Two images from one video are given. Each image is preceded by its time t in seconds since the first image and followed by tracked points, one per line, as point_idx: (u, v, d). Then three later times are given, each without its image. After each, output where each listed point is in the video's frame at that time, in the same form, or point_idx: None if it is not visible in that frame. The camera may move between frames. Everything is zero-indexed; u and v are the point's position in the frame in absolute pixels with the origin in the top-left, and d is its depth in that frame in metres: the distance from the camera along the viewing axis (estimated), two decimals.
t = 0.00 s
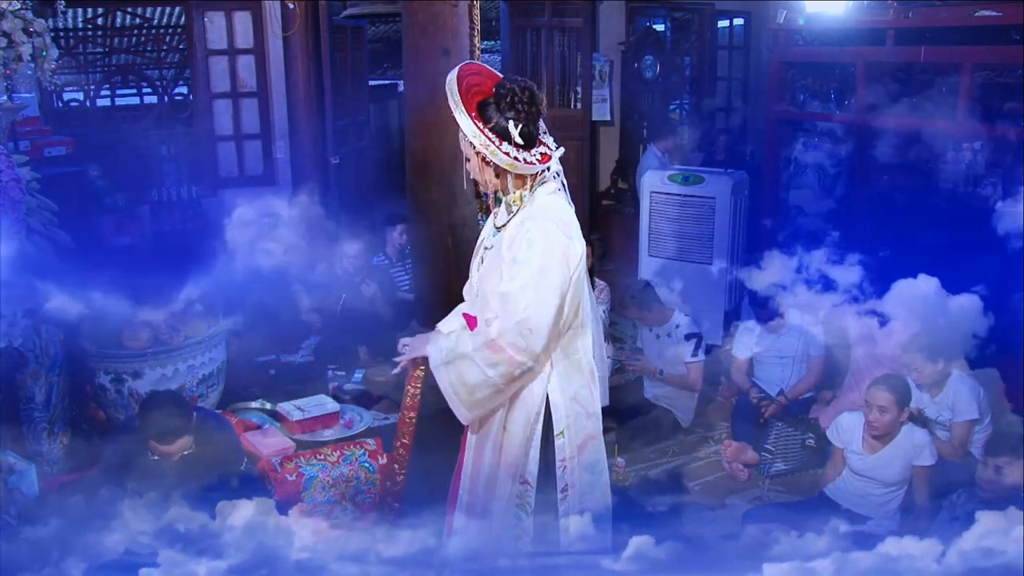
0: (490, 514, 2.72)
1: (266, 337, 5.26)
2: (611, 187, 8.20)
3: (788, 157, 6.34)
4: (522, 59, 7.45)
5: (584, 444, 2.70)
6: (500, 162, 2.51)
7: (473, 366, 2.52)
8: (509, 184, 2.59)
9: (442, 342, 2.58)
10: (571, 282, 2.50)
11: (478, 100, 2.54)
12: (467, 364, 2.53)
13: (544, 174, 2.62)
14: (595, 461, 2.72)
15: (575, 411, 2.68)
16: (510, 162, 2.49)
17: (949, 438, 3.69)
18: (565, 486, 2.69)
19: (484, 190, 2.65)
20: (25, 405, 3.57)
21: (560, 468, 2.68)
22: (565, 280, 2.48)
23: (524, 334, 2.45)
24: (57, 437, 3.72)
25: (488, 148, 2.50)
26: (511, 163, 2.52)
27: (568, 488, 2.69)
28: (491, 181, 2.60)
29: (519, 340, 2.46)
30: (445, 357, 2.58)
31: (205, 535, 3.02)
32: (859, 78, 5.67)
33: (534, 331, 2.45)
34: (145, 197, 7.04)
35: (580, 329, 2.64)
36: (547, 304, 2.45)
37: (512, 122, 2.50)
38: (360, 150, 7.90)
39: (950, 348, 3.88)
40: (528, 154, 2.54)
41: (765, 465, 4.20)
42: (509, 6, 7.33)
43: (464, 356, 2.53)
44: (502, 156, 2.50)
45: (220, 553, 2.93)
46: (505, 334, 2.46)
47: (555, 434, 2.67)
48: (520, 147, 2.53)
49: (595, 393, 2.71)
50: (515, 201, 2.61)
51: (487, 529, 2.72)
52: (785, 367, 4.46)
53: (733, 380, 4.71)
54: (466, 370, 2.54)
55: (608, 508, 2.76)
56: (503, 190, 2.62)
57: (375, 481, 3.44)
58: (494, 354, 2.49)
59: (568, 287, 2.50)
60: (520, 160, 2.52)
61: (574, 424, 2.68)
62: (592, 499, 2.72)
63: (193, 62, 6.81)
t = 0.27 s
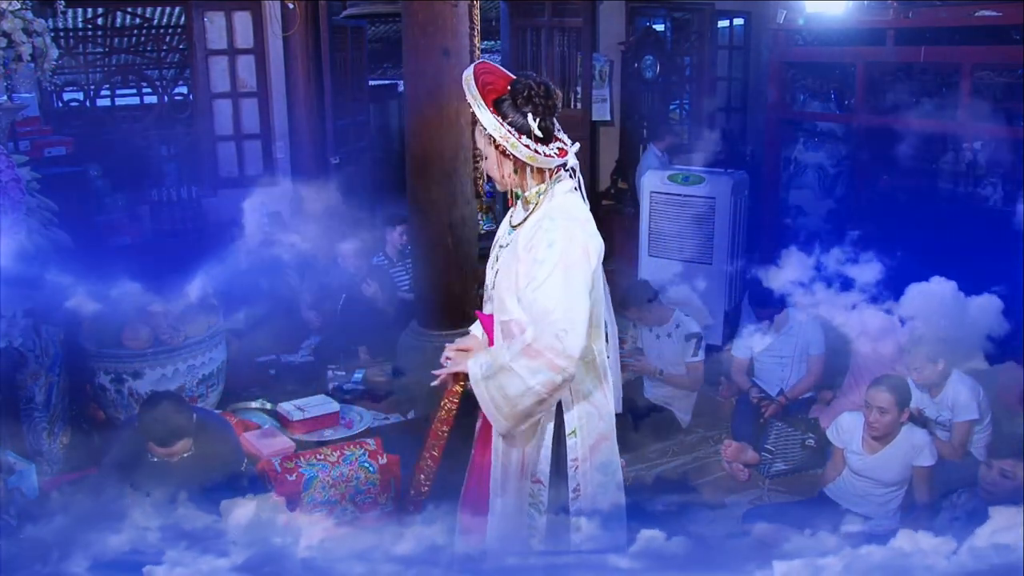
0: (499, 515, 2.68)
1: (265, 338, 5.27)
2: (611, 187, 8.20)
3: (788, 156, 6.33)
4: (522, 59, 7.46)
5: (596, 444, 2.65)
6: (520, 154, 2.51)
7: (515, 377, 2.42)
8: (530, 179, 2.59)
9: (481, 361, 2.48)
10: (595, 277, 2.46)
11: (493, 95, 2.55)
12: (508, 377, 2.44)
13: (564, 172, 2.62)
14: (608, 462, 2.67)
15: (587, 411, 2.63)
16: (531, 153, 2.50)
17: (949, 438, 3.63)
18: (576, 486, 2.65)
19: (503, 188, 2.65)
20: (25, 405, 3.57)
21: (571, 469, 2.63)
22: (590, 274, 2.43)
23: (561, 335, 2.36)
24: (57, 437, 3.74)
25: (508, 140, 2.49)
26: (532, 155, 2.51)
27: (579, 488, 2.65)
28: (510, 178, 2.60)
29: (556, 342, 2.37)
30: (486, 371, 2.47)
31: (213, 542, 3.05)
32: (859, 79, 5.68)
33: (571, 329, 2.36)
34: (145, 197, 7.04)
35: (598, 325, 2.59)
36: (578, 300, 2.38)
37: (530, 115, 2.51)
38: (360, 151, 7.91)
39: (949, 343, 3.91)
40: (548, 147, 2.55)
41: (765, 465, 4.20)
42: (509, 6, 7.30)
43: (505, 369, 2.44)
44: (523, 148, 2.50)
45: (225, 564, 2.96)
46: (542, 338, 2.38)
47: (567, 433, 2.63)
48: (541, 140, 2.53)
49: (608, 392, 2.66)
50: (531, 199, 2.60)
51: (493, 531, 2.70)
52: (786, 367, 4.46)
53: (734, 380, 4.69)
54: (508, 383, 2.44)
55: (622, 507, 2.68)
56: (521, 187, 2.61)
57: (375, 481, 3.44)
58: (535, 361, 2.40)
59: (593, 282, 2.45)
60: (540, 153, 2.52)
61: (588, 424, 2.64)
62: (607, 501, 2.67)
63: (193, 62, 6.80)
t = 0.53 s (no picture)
0: (504, 515, 2.64)
1: (264, 339, 5.27)
2: (611, 188, 8.20)
3: (788, 157, 6.33)
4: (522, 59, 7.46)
5: (603, 446, 2.64)
6: (528, 151, 2.50)
7: (541, 384, 2.32)
8: (538, 177, 2.58)
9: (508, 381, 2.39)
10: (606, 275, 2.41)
11: (500, 93, 2.55)
12: (535, 386, 2.34)
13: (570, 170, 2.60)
14: (616, 464, 2.66)
15: (595, 412, 2.61)
16: (539, 149, 2.49)
17: (949, 438, 3.63)
18: (584, 488, 2.62)
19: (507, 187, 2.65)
20: (26, 405, 3.53)
21: (579, 471, 2.61)
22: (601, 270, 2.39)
23: (579, 330, 2.29)
24: (58, 436, 3.73)
25: (517, 135, 2.49)
26: (540, 151, 2.50)
27: (588, 490, 2.62)
28: (516, 177, 2.59)
29: (576, 338, 2.29)
30: (512, 387, 2.40)
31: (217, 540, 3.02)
32: (859, 79, 5.68)
33: (589, 324, 2.29)
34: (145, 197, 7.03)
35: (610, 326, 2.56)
36: (592, 295, 2.32)
37: (538, 112, 2.50)
38: (360, 151, 7.92)
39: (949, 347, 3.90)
40: (555, 145, 2.54)
41: (765, 465, 4.19)
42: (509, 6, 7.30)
43: (530, 379, 2.35)
44: (531, 144, 2.49)
45: (230, 560, 2.90)
46: (559, 337, 2.30)
47: (575, 435, 2.60)
48: (548, 137, 2.52)
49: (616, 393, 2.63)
50: (537, 198, 2.59)
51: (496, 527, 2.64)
52: (785, 368, 4.47)
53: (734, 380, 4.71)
54: (535, 393, 2.34)
55: (630, 508, 2.68)
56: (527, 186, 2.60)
57: (375, 481, 3.43)
58: (560, 363, 2.30)
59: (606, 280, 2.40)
60: (547, 149, 2.51)
61: (595, 426, 2.62)
62: (614, 502, 2.66)
63: (193, 62, 6.81)
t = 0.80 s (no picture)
0: (506, 517, 2.62)
1: (265, 339, 5.27)
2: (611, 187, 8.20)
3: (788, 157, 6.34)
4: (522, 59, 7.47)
5: (601, 445, 2.66)
6: (522, 146, 2.49)
7: (541, 385, 2.36)
8: (529, 177, 2.56)
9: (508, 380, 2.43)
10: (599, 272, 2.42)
11: (493, 93, 2.54)
12: (535, 387, 2.37)
13: (562, 171, 2.60)
14: (613, 464, 2.68)
15: (593, 411, 2.63)
16: (533, 145, 2.48)
17: (949, 438, 3.66)
18: (583, 489, 2.63)
19: (500, 187, 2.64)
20: (26, 405, 3.49)
21: (578, 470, 2.62)
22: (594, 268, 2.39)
23: (575, 332, 2.31)
24: (58, 436, 3.73)
25: (510, 131, 2.48)
26: (534, 148, 2.49)
27: (587, 490, 2.63)
28: (510, 176, 2.58)
29: (572, 339, 2.31)
30: (513, 386, 2.43)
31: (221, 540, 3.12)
32: (859, 79, 5.69)
33: (584, 325, 2.32)
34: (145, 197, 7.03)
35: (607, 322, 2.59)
36: (586, 295, 2.34)
37: (531, 110, 2.49)
38: (360, 151, 7.93)
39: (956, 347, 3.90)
40: (549, 144, 2.53)
41: (765, 465, 4.19)
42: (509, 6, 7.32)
43: (528, 379, 2.38)
44: (525, 139, 2.48)
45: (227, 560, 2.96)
46: (554, 337, 2.33)
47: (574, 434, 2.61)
48: (541, 134, 2.51)
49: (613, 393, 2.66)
50: (530, 198, 2.58)
51: (499, 528, 2.63)
52: (785, 368, 4.47)
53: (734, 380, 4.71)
54: (535, 393, 2.37)
55: (629, 508, 2.70)
56: (519, 185, 2.59)
57: (375, 481, 3.41)
58: (557, 364, 2.34)
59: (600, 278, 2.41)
60: (540, 147, 2.50)
61: (593, 426, 2.64)
62: (613, 503, 2.67)
63: (193, 62, 6.81)
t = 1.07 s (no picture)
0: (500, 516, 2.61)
1: (266, 339, 5.29)
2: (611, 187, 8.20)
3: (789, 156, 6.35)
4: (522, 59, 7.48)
5: (587, 440, 2.62)
6: (504, 139, 2.49)
7: (496, 374, 2.32)
8: (510, 172, 2.56)
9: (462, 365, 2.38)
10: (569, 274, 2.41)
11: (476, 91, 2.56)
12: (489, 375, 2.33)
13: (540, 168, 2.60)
14: (601, 458, 2.64)
15: (576, 406, 2.60)
16: (515, 138, 2.48)
17: (949, 438, 3.67)
18: (569, 485, 2.59)
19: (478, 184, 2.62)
20: (26, 404, 3.50)
21: (563, 466, 2.58)
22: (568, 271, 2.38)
23: (536, 326, 2.29)
24: (57, 437, 3.72)
25: (493, 122, 2.48)
26: (515, 141, 2.50)
27: (574, 487, 2.60)
28: (490, 171, 2.57)
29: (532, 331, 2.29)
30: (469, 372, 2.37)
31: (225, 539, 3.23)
32: (859, 80, 5.69)
33: (547, 319, 2.29)
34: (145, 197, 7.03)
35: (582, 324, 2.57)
36: (553, 290, 2.32)
37: (514, 105, 2.51)
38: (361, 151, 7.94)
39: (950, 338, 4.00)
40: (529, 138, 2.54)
41: (765, 465, 4.18)
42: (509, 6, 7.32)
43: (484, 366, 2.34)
44: (508, 132, 2.48)
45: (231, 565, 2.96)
46: (514, 331, 2.30)
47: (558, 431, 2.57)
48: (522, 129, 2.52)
49: (596, 389, 2.64)
50: (507, 193, 2.57)
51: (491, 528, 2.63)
52: (783, 367, 4.47)
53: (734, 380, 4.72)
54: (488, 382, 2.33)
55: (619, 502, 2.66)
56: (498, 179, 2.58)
57: (375, 481, 3.40)
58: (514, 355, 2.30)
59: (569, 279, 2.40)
60: (522, 141, 2.51)
61: (576, 421, 2.60)
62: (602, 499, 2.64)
63: (193, 62, 6.81)
